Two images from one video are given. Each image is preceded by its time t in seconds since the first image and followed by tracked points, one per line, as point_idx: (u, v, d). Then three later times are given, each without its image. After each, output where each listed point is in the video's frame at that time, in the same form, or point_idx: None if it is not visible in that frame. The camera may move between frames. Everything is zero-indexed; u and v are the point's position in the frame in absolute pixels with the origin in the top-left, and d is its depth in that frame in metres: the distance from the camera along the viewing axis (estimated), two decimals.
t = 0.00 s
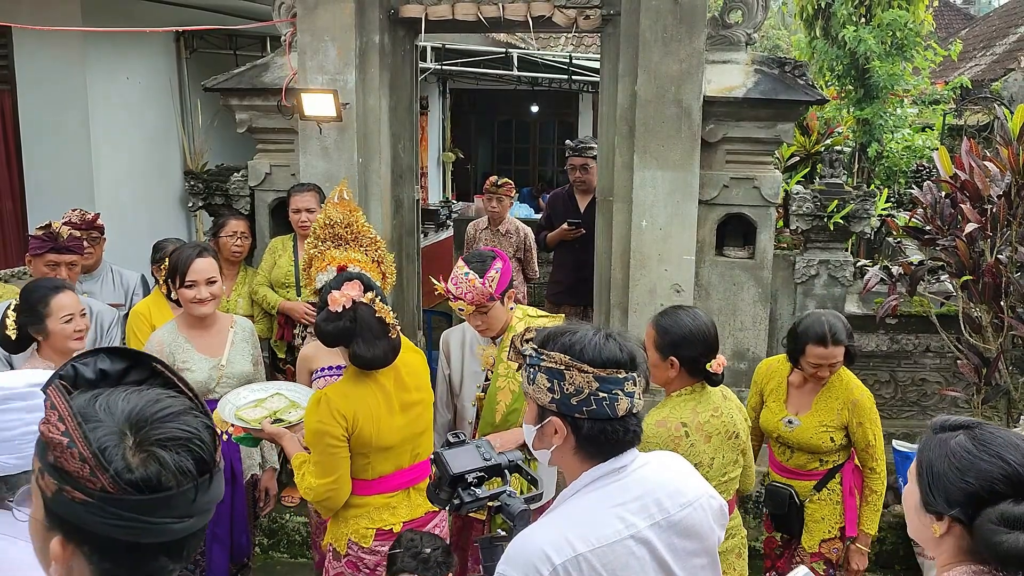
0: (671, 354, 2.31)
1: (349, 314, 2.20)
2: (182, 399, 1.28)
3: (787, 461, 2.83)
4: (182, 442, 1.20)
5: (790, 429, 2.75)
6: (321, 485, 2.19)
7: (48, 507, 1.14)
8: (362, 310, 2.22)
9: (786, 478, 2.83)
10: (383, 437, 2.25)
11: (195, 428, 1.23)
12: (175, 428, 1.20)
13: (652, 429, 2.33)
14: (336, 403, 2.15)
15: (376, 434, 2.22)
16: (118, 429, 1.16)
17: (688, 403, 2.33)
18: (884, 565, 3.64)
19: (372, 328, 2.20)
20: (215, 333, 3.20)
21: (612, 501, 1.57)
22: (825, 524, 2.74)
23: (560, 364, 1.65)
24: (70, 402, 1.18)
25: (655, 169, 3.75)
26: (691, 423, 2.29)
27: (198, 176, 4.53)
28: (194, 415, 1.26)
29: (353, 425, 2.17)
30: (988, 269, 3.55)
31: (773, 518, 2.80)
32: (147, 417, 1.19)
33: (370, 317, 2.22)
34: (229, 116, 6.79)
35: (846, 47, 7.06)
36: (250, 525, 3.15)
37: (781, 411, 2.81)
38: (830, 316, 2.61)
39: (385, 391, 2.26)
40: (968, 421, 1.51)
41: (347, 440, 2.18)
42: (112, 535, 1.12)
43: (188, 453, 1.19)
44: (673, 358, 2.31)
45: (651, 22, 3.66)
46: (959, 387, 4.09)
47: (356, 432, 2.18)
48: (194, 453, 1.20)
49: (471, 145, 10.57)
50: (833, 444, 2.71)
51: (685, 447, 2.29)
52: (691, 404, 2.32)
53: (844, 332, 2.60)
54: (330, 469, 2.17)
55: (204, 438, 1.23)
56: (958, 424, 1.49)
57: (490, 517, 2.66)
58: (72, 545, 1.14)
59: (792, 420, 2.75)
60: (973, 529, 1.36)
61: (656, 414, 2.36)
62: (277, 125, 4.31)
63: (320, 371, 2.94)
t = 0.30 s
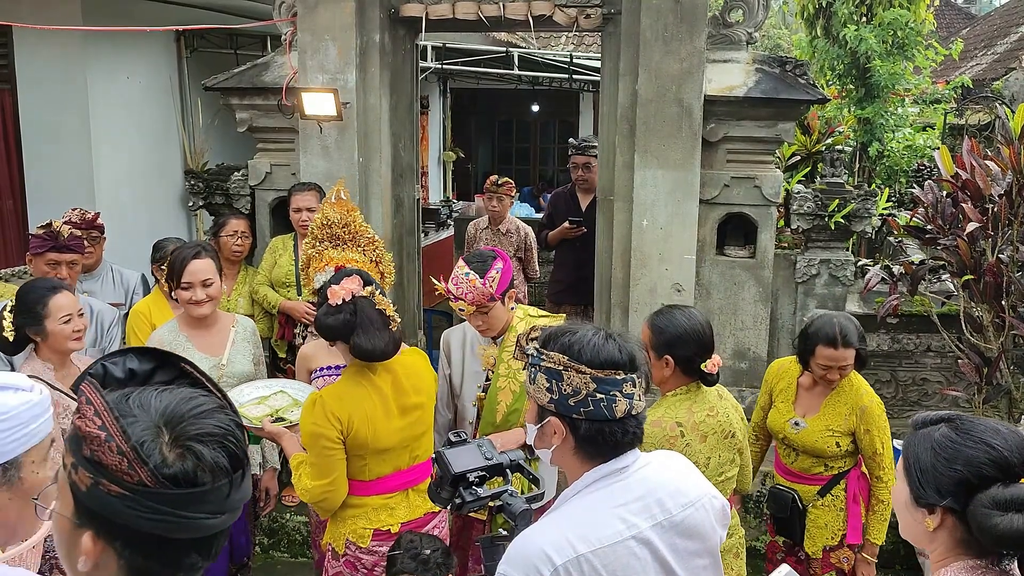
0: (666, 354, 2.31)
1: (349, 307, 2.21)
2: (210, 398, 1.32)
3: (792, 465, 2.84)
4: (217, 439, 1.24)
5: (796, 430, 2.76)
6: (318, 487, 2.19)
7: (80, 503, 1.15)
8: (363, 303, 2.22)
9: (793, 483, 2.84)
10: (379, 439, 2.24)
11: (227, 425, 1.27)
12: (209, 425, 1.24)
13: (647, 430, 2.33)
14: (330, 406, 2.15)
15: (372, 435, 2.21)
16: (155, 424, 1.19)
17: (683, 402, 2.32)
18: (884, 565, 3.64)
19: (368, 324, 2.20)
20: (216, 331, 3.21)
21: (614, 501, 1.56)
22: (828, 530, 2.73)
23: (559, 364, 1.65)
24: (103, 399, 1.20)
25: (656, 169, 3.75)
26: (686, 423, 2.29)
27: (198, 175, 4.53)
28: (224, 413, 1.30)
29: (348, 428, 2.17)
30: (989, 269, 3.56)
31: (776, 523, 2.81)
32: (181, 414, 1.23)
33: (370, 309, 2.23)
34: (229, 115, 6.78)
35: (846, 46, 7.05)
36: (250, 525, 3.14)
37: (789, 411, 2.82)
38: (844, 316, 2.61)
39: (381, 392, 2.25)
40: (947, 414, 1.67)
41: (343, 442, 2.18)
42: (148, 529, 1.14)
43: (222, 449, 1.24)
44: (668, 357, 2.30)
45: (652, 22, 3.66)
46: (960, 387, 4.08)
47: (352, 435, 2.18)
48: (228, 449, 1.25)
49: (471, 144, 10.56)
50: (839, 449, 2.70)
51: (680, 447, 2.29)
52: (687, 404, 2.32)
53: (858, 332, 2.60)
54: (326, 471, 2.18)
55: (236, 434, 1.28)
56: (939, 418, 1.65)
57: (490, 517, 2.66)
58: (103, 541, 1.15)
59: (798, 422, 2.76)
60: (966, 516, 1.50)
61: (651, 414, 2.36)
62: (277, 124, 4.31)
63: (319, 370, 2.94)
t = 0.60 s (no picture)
0: (663, 353, 2.30)
1: (350, 307, 2.22)
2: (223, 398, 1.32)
3: (814, 480, 2.77)
4: (229, 438, 1.23)
5: (819, 444, 2.70)
6: (308, 488, 2.18)
7: (94, 502, 1.15)
8: (364, 302, 2.24)
9: (815, 498, 2.78)
10: (371, 442, 2.22)
11: (239, 424, 1.27)
12: (222, 424, 1.24)
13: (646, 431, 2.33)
14: (322, 407, 2.15)
15: (363, 436, 2.20)
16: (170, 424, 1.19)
17: (682, 402, 2.32)
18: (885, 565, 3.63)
19: (367, 324, 2.21)
20: (219, 330, 3.21)
21: (618, 502, 1.56)
22: (849, 549, 2.66)
23: (561, 364, 1.65)
24: (116, 398, 1.20)
25: (658, 168, 3.75)
26: (685, 423, 2.29)
27: (200, 174, 4.53)
28: (236, 412, 1.30)
29: (339, 430, 2.16)
30: (991, 268, 3.56)
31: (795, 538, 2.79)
32: (195, 413, 1.22)
33: (371, 308, 2.24)
34: (230, 115, 6.78)
35: (848, 46, 7.05)
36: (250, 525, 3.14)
37: (812, 423, 2.77)
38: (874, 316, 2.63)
39: (375, 395, 2.24)
40: (933, 414, 1.71)
41: (335, 443, 2.17)
42: (159, 528, 1.14)
43: (234, 448, 1.23)
44: (664, 355, 2.29)
45: (654, 21, 3.66)
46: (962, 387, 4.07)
47: (343, 436, 2.17)
48: (240, 448, 1.24)
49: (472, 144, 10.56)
50: (863, 464, 2.63)
51: (679, 447, 2.29)
52: (685, 403, 2.31)
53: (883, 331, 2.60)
54: (317, 472, 2.17)
55: (248, 434, 1.28)
56: (926, 418, 1.69)
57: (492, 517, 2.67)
58: (116, 541, 1.16)
59: (820, 435, 2.71)
60: (953, 513, 1.52)
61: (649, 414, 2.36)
62: (278, 124, 4.31)
63: (320, 371, 2.94)
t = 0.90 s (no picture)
0: (664, 351, 2.29)
1: (353, 307, 2.23)
2: (201, 393, 1.34)
3: (831, 491, 2.76)
4: (190, 431, 1.24)
5: (834, 451, 2.71)
6: (304, 491, 2.18)
7: (73, 500, 1.24)
8: (366, 302, 2.25)
9: (831, 508, 2.76)
10: (367, 444, 2.22)
11: (207, 417, 1.28)
12: (184, 417, 1.26)
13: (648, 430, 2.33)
14: (319, 409, 2.15)
15: (359, 438, 2.19)
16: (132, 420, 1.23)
17: (684, 401, 2.31)
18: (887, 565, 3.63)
19: (370, 324, 2.21)
20: (221, 330, 3.22)
21: (619, 502, 1.56)
22: (862, 562, 2.63)
23: (561, 363, 1.65)
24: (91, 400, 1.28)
25: (659, 168, 3.74)
26: (686, 422, 2.28)
27: (202, 174, 4.54)
28: (209, 407, 1.31)
29: (336, 432, 2.16)
30: (994, 268, 3.56)
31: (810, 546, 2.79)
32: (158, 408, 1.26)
33: (373, 309, 2.25)
34: (232, 115, 6.78)
35: (851, 45, 7.04)
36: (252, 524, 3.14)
37: (831, 430, 2.78)
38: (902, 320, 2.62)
39: (373, 397, 2.23)
40: (927, 411, 1.71)
41: (332, 445, 2.17)
42: (124, 521, 1.19)
43: (195, 441, 1.24)
44: (665, 354, 2.28)
45: (655, 20, 3.65)
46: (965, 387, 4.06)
47: (339, 438, 2.17)
48: (201, 441, 1.24)
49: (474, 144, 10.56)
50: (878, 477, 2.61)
51: (681, 446, 2.29)
52: (687, 402, 2.31)
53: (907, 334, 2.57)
54: (313, 475, 2.17)
55: (216, 427, 1.28)
56: (920, 415, 1.69)
57: (493, 517, 2.67)
58: (92, 536, 1.23)
59: (837, 442, 2.72)
60: (944, 510, 1.53)
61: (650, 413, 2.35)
62: (280, 124, 4.31)
63: (321, 370, 2.94)
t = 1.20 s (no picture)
0: (669, 350, 2.30)
1: (355, 308, 2.23)
2: (187, 390, 1.35)
3: (837, 489, 2.77)
4: (163, 428, 1.24)
5: (839, 448, 2.72)
6: (308, 497, 2.19)
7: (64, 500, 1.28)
8: (367, 303, 2.25)
9: (835, 507, 2.77)
10: (369, 447, 2.21)
11: (182, 413, 1.27)
12: (159, 414, 1.26)
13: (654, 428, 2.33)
14: (320, 414, 2.14)
15: (361, 441, 2.19)
16: (111, 419, 1.25)
17: (688, 400, 2.32)
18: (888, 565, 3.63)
19: (373, 324, 2.22)
20: (221, 330, 3.22)
21: (618, 501, 1.56)
22: (862, 563, 2.62)
23: (562, 362, 1.65)
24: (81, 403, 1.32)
25: (661, 168, 3.74)
26: (690, 421, 2.28)
27: (203, 174, 4.54)
28: (189, 403, 1.31)
29: (338, 437, 2.16)
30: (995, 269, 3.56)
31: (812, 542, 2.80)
32: (138, 406, 1.27)
33: (376, 309, 2.26)
34: (234, 115, 6.79)
35: (852, 45, 7.04)
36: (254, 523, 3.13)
37: (841, 428, 2.79)
38: (915, 323, 2.59)
39: (374, 399, 2.23)
40: (930, 409, 1.70)
41: (334, 449, 2.17)
42: (102, 519, 1.22)
43: (167, 437, 1.24)
44: (670, 353, 2.30)
45: (657, 20, 3.65)
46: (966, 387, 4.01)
47: (342, 443, 2.17)
48: (174, 437, 1.24)
49: (476, 144, 10.56)
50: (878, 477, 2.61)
51: (684, 444, 2.28)
52: (691, 401, 2.31)
53: (914, 332, 2.55)
54: (316, 481, 2.17)
55: (191, 422, 1.27)
56: (922, 413, 1.68)
57: (494, 517, 2.67)
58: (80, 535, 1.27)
59: (843, 439, 2.72)
60: (941, 510, 1.54)
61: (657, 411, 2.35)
62: (282, 124, 4.31)
63: (323, 370, 2.94)
